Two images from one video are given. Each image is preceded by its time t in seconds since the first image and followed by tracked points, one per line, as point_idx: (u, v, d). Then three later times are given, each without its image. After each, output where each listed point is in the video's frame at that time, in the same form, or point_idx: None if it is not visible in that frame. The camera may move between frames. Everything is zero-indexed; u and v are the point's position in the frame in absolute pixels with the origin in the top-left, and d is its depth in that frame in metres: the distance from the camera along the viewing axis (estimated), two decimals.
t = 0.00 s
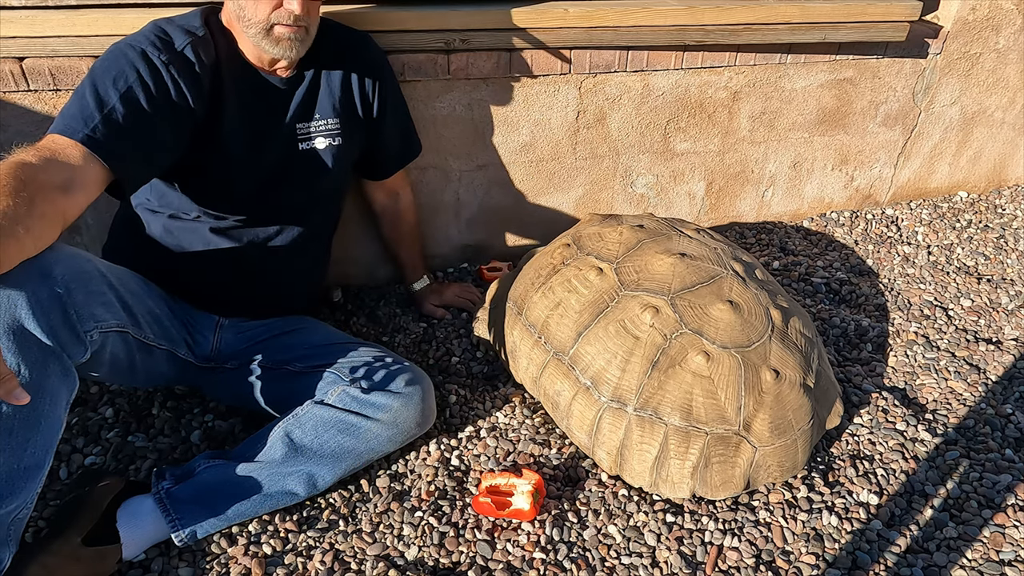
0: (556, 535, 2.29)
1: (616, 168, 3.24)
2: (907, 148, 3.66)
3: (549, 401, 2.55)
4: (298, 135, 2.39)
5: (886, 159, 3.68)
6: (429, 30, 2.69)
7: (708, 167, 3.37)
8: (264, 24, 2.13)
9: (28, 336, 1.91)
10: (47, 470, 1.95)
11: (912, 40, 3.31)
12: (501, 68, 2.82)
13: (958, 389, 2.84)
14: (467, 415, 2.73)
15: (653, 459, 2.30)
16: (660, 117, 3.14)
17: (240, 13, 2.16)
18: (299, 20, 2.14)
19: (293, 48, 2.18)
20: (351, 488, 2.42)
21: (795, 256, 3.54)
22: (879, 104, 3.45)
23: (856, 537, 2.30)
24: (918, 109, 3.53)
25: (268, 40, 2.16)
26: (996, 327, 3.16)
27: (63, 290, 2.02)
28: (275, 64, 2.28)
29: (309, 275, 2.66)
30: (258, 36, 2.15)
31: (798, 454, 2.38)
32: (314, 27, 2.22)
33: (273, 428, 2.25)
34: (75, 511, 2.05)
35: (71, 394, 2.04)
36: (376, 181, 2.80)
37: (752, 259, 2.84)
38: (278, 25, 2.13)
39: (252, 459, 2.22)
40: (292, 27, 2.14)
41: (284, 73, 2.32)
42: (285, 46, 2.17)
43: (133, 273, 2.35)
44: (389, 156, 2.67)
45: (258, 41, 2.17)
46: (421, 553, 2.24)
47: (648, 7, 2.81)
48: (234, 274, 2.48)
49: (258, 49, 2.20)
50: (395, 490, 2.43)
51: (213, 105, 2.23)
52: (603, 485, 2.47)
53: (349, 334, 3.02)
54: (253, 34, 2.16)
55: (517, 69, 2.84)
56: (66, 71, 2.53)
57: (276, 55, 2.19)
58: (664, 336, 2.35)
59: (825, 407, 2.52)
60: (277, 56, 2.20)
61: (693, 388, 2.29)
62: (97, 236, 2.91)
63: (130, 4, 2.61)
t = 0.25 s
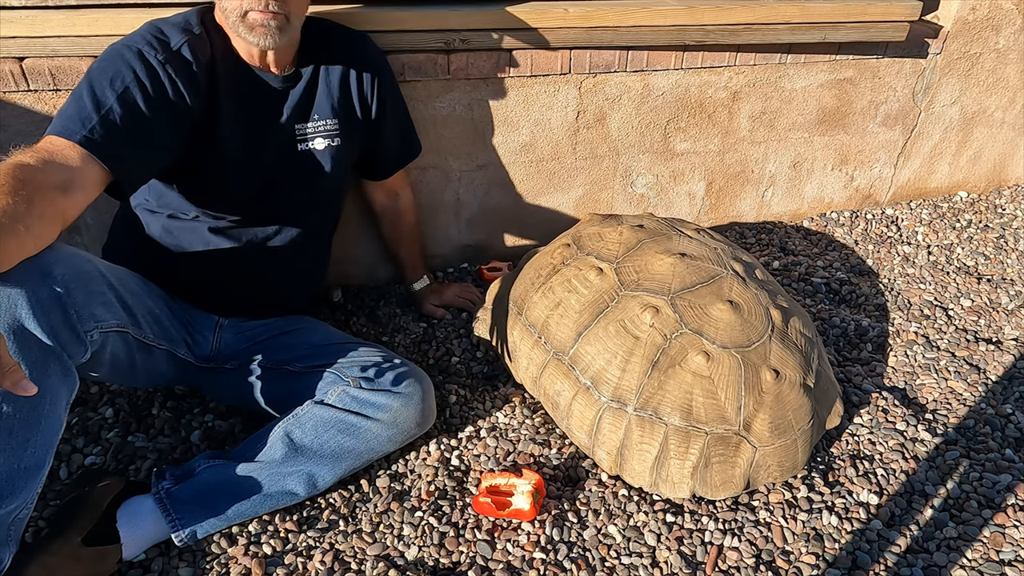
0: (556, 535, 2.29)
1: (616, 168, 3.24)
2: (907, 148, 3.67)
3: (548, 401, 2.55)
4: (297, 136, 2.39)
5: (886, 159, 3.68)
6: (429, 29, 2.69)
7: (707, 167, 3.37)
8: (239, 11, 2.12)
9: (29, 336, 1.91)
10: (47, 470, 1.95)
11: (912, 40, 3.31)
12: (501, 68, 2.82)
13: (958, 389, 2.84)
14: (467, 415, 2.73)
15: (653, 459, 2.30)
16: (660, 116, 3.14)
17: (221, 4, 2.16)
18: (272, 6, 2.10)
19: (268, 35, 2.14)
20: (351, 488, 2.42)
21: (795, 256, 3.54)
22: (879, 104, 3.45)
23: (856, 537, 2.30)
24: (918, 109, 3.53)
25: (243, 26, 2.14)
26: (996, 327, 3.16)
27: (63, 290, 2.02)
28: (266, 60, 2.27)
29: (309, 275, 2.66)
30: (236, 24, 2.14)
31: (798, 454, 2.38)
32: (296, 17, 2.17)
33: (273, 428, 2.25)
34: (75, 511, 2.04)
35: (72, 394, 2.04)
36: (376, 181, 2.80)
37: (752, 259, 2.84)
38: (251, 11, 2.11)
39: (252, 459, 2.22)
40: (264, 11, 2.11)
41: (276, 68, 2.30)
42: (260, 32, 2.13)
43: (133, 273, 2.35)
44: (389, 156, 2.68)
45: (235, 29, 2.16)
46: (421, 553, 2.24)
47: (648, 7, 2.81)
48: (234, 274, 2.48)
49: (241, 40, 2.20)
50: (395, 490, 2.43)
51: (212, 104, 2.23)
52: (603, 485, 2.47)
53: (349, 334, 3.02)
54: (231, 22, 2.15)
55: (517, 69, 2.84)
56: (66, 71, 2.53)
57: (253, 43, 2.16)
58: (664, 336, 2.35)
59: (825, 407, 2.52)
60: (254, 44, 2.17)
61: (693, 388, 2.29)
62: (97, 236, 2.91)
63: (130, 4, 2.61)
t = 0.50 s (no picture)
0: (556, 535, 2.29)
1: (616, 168, 3.24)
2: (907, 148, 3.67)
3: (548, 401, 2.55)
4: (298, 136, 2.39)
5: (886, 159, 3.68)
6: (429, 29, 2.69)
7: (707, 167, 3.37)
8: (235, 12, 2.12)
9: (30, 336, 1.91)
10: (48, 470, 1.95)
11: (912, 40, 3.31)
12: (501, 68, 2.83)
13: (958, 389, 2.84)
14: (467, 415, 2.73)
15: (653, 459, 2.30)
16: (660, 117, 3.14)
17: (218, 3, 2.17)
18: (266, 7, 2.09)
19: (263, 36, 2.14)
20: (351, 488, 2.42)
21: (795, 256, 3.54)
22: (879, 104, 3.45)
23: (856, 537, 2.30)
24: (918, 108, 3.53)
25: (238, 27, 2.14)
26: (996, 327, 3.16)
27: (64, 290, 2.02)
28: (263, 58, 2.27)
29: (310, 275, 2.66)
30: (232, 25, 2.15)
31: (798, 454, 2.38)
32: (291, 17, 2.16)
33: (274, 428, 2.25)
34: (75, 511, 2.05)
35: (72, 394, 2.04)
36: (376, 181, 2.80)
37: (752, 259, 2.84)
38: (245, 12, 2.11)
39: (252, 459, 2.22)
40: (258, 13, 2.10)
41: (274, 66, 2.30)
42: (255, 34, 2.13)
43: (133, 273, 2.35)
44: (389, 156, 2.68)
45: (231, 29, 2.16)
46: (421, 553, 2.24)
47: (648, 7, 2.81)
48: (234, 274, 2.48)
49: (238, 40, 2.20)
50: (395, 490, 2.43)
51: (211, 104, 2.23)
52: (602, 485, 2.47)
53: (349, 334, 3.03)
54: (227, 22, 2.16)
55: (517, 69, 2.84)
56: (66, 72, 2.53)
57: (248, 44, 2.17)
58: (664, 336, 2.35)
59: (825, 407, 2.52)
60: (249, 45, 2.17)
61: (693, 388, 2.29)
62: (97, 236, 2.91)
63: (130, 4, 2.61)
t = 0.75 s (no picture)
0: (556, 535, 2.29)
1: (616, 168, 3.24)
2: (907, 148, 3.67)
3: (548, 401, 2.55)
4: (297, 136, 2.39)
5: (886, 159, 3.68)
6: (429, 30, 2.69)
7: (708, 167, 3.37)
8: (230, 12, 2.12)
9: (30, 336, 1.90)
10: (48, 472, 1.95)
11: (912, 40, 3.31)
12: (501, 68, 2.82)
13: (958, 389, 2.84)
14: (467, 415, 2.73)
15: (653, 459, 2.30)
16: (660, 116, 3.14)
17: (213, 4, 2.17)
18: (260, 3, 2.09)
19: (260, 32, 2.13)
20: (351, 488, 2.42)
21: (795, 256, 3.54)
22: (879, 104, 3.45)
23: (856, 537, 2.30)
24: (918, 109, 3.53)
25: (235, 25, 2.14)
26: (996, 327, 3.16)
27: (64, 290, 2.01)
28: (261, 57, 2.27)
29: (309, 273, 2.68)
30: (228, 25, 2.15)
31: (798, 454, 2.38)
32: (286, 12, 2.16)
33: (274, 428, 2.25)
34: (75, 511, 2.04)
35: (72, 394, 2.03)
36: (376, 181, 2.80)
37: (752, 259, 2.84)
38: (241, 10, 2.10)
39: (252, 460, 2.22)
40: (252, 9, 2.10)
41: (272, 65, 2.29)
42: (252, 30, 2.13)
43: (133, 273, 2.34)
44: (389, 155, 2.68)
45: (228, 28, 2.16)
46: (421, 553, 2.24)
47: (648, 7, 2.81)
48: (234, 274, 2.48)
49: (235, 40, 2.20)
50: (395, 490, 2.43)
51: (210, 103, 2.22)
52: (603, 485, 2.47)
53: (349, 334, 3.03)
54: (223, 22, 2.15)
55: (517, 69, 2.84)
56: (66, 72, 2.53)
57: (246, 42, 2.16)
58: (664, 336, 2.35)
59: (825, 407, 2.52)
60: (247, 43, 2.17)
61: (693, 388, 2.29)
62: (96, 236, 2.91)
63: (130, 4, 2.61)
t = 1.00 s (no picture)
0: (556, 535, 2.29)
1: (616, 168, 3.24)
2: (907, 148, 3.67)
3: (548, 401, 2.55)
4: (297, 136, 2.39)
5: (886, 159, 3.68)
6: (429, 30, 2.69)
7: (708, 167, 3.37)
8: (218, 19, 2.13)
9: (32, 335, 1.89)
10: (48, 472, 1.96)
11: (912, 40, 3.31)
12: (501, 68, 2.82)
13: (958, 389, 2.84)
14: (467, 415, 2.73)
15: (653, 459, 2.30)
16: (660, 116, 3.14)
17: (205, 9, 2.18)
18: (246, 10, 2.09)
19: (248, 38, 2.14)
20: (351, 488, 2.42)
21: (795, 256, 3.54)
22: (879, 104, 3.45)
23: (856, 537, 2.30)
24: (918, 109, 3.53)
25: (224, 32, 2.15)
26: (996, 327, 3.16)
27: (65, 290, 2.01)
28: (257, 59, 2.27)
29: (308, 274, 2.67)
30: (218, 32, 2.16)
31: (798, 454, 2.38)
32: (275, 16, 2.15)
33: (274, 427, 2.25)
34: (75, 511, 2.04)
35: (73, 394, 2.03)
36: (376, 181, 2.80)
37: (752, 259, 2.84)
38: (228, 17, 2.11)
39: (252, 460, 2.22)
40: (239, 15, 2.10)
41: (268, 65, 2.29)
42: (240, 37, 2.14)
43: (134, 273, 2.34)
44: (388, 156, 2.68)
45: (219, 34, 2.17)
46: (421, 553, 2.24)
47: (648, 6, 2.81)
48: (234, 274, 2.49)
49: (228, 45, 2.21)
50: (395, 490, 2.43)
51: (210, 104, 2.23)
52: (602, 485, 2.47)
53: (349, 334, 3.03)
54: (214, 29, 2.17)
55: (517, 69, 2.84)
56: (66, 72, 2.53)
57: (236, 47, 2.17)
58: (664, 336, 2.35)
59: (825, 407, 2.52)
60: (238, 48, 2.18)
61: (693, 388, 2.29)
62: (96, 236, 2.91)
63: (130, 4, 2.61)
